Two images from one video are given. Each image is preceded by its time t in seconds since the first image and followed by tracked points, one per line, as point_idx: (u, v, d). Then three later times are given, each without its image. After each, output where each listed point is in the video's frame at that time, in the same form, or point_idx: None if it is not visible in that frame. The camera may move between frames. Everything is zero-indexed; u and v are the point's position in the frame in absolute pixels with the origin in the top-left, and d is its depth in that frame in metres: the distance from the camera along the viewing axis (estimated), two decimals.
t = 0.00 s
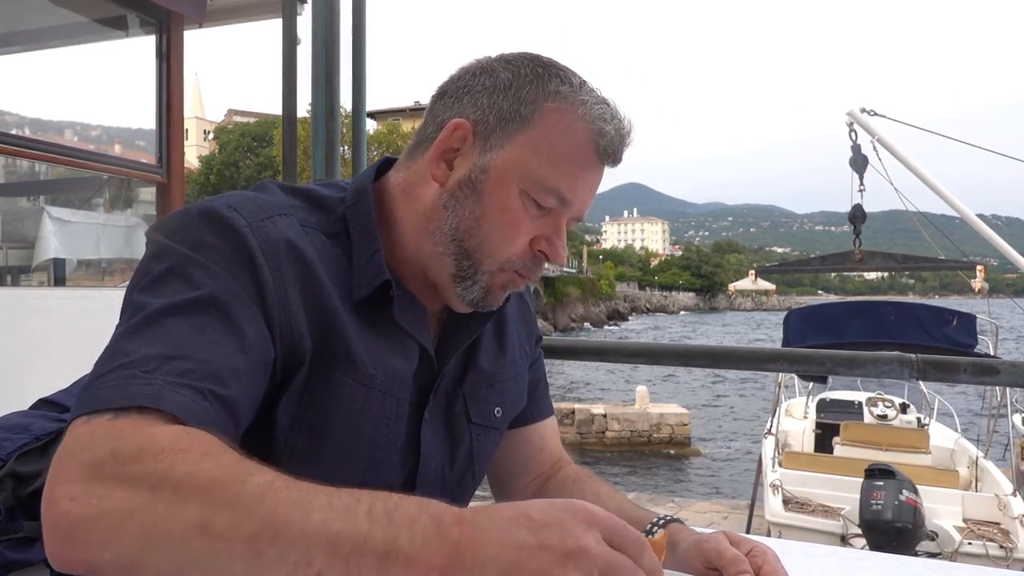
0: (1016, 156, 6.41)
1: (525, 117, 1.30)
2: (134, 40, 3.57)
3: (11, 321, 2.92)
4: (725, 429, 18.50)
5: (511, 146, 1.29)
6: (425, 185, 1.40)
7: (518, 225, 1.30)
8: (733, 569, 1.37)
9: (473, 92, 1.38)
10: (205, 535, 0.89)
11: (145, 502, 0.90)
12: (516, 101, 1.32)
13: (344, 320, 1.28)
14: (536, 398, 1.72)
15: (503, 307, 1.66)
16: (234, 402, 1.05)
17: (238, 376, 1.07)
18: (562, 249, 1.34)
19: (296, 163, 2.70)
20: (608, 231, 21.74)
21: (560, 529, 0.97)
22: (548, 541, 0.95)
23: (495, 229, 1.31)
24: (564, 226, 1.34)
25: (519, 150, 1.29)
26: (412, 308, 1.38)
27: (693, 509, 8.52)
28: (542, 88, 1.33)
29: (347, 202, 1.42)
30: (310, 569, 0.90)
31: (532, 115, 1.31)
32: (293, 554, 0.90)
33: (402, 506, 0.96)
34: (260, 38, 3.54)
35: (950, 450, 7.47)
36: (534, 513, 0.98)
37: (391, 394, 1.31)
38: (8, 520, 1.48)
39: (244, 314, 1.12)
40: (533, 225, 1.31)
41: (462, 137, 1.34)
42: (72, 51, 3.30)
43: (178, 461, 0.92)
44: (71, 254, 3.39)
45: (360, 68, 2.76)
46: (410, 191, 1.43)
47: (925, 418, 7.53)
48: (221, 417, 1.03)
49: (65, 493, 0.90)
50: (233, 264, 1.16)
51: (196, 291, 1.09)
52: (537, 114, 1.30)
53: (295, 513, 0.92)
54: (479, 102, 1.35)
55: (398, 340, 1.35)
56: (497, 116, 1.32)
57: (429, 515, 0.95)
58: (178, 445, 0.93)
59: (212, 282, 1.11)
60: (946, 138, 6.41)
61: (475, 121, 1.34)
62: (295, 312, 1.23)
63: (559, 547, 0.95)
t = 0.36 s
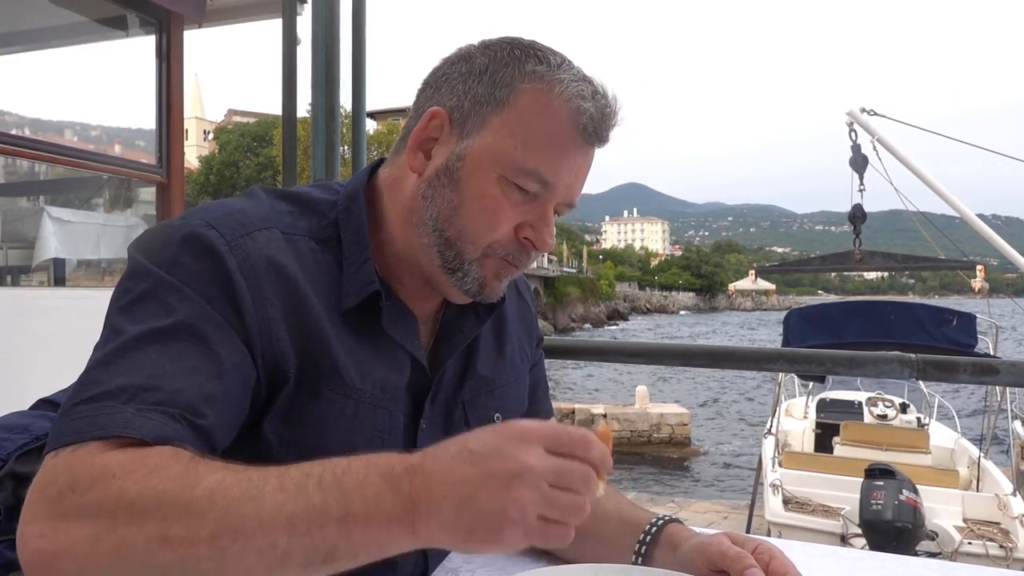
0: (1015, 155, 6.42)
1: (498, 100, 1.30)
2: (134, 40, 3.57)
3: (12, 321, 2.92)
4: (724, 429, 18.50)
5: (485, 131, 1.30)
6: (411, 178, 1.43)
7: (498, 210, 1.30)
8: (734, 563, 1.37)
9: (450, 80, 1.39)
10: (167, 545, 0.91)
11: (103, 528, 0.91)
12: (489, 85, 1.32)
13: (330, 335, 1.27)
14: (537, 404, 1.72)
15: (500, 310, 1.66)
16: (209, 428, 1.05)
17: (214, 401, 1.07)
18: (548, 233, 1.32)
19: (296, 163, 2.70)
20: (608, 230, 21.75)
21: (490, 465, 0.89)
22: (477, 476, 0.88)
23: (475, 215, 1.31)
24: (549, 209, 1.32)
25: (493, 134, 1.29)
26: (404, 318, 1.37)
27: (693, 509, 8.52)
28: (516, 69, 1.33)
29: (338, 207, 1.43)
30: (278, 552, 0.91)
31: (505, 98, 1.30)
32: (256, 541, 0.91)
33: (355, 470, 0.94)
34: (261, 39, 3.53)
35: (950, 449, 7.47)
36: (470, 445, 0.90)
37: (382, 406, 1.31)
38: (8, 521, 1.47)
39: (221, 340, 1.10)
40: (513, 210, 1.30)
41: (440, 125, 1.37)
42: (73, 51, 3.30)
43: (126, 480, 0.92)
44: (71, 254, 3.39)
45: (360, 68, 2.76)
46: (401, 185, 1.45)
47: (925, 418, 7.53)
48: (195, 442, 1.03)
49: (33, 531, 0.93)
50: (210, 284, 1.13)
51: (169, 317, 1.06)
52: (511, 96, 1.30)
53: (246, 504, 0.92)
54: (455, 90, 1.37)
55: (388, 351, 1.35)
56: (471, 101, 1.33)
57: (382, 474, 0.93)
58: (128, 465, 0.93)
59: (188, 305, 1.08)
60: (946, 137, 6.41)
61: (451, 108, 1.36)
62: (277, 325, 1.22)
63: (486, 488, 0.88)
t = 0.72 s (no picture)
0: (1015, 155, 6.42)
1: (471, 79, 1.29)
2: (134, 40, 3.57)
3: (13, 321, 2.93)
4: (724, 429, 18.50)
5: (459, 110, 1.28)
6: (393, 171, 1.41)
7: (476, 190, 1.26)
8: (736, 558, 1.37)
9: (426, 71, 1.40)
10: (178, 474, 0.92)
11: (105, 491, 0.91)
12: (462, 68, 1.32)
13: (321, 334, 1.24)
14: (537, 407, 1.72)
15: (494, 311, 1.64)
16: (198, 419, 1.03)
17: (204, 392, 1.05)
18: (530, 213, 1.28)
19: (296, 163, 2.70)
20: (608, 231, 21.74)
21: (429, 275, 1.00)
22: (417, 278, 1.00)
23: (452, 197, 1.27)
24: (529, 188, 1.28)
25: (466, 112, 1.28)
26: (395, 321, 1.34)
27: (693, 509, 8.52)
28: (489, 49, 1.33)
29: (328, 205, 1.39)
30: (284, 439, 0.95)
31: (478, 77, 1.30)
32: (261, 435, 0.94)
33: (311, 347, 1.00)
34: (260, 38, 3.53)
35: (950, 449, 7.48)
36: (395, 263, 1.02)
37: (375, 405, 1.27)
38: (8, 520, 1.47)
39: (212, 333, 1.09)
40: (491, 189, 1.26)
41: (417, 113, 1.36)
42: (72, 51, 3.29)
43: (117, 436, 0.92)
44: (70, 254, 3.40)
45: (360, 68, 2.76)
46: (386, 180, 1.42)
47: (925, 418, 7.53)
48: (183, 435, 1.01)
49: (37, 524, 0.92)
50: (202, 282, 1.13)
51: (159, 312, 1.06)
52: (483, 74, 1.29)
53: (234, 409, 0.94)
54: (432, 78, 1.37)
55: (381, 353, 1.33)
56: (446, 84, 1.32)
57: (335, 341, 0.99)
58: (114, 427, 0.92)
59: (181, 300, 1.08)
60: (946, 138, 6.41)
61: (427, 95, 1.35)
62: (267, 322, 1.19)
63: (432, 286, 1.00)
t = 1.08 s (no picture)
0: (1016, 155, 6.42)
1: (440, 57, 1.34)
2: (134, 40, 3.57)
3: (13, 320, 2.93)
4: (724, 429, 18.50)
5: (427, 85, 1.32)
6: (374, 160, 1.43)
7: (442, 155, 1.26)
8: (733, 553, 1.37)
9: (405, 64, 1.45)
10: (160, 476, 0.89)
11: (89, 496, 0.89)
12: (433, 51, 1.38)
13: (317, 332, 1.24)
14: (535, 405, 1.72)
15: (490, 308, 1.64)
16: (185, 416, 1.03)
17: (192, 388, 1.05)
18: (497, 181, 1.27)
19: (296, 163, 2.70)
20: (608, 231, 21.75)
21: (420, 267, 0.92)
22: (403, 273, 0.91)
23: (417, 164, 1.27)
24: (497, 155, 1.28)
25: (435, 86, 1.31)
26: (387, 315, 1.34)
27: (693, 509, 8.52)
28: (458, 33, 1.39)
29: (324, 203, 1.39)
30: (266, 440, 0.90)
31: (446, 55, 1.35)
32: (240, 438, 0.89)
33: (289, 346, 0.93)
34: (260, 38, 3.53)
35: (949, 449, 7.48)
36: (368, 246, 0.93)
37: (371, 401, 1.27)
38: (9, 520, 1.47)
39: (200, 332, 1.09)
40: (456, 155, 1.26)
41: (395, 99, 1.40)
42: (72, 50, 3.29)
43: (98, 440, 0.90)
44: (70, 254, 3.40)
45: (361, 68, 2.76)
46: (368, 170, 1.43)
47: (925, 418, 7.54)
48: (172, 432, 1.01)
49: (28, 526, 0.91)
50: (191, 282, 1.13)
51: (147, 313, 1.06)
52: (450, 52, 1.34)
53: (213, 410, 0.90)
54: (408, 68, 1.42)
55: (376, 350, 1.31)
56: (418, 67, 1.37)
57: (314, 336, 0.92)
58: (95, 433, 0.90)
59: (169, 301, 1.08)
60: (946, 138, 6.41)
61: (402, 81, 1.40)
62: (259, 320, 1.19)
63: (422, 281, 0.92)
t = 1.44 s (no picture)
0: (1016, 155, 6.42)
1: (405, 46, 1.37)
2: (134, 41, 3.56)
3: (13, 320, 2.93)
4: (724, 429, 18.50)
5: (395, 73, 1.36)
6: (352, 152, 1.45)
7: (414, 139, 1.29)
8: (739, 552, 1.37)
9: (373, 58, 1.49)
10: (102, 452, 0.87)
11: (41, 471, 0.89)
12: (398, 40, 1.41)
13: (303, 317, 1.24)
14: (529, 401, 1.74)
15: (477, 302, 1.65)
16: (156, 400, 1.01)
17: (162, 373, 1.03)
18: (470, 158, 1.29)
19: (296, 163, 2.70)
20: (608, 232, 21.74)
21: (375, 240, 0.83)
22: (354, 246, 0.84)
23: (392, 149, 1.30)
24: (468, 134, 1.31)
25: (402, 74, 1.34)
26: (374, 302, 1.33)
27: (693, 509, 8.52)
28: (420, 20, 1.41)
29: (313, 196, 1.40)
30: (210, 417, 0.87)
31: (409, 42, 1.37)
32: (182, 415, 0.86)
33: (246, 324, 0.90)
34: (261, 38, 3.53)
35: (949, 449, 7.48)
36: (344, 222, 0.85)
37: (357, 387, 1.27)
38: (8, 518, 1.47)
39: (172, 318, 1.09)
40: (428, 137, 1.29)
41: (365, 92, 1.43)
42: (73, 51, 3.29)
43: (55, 414, 0.90)
44: (71, 254, 3.40)
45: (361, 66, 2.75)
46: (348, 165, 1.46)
47: (925, 418, 7.54)
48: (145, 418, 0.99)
49: None
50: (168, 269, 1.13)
51: (121, 300, 1.06)
52: (414, 39, 1.37)
53: (162, 385, 0.88)
54: (376, 61, 1.45)
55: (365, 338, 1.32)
56: (385, 58, 1.40)
57: (269, 311, 0.89)
58: (52, 406, 0.91)
59: (146, 287, 1.09)
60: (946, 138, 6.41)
61: (371, 74, 1.44)
62: (242, 305, 1.19)
63: (372, 253, 0.83)
